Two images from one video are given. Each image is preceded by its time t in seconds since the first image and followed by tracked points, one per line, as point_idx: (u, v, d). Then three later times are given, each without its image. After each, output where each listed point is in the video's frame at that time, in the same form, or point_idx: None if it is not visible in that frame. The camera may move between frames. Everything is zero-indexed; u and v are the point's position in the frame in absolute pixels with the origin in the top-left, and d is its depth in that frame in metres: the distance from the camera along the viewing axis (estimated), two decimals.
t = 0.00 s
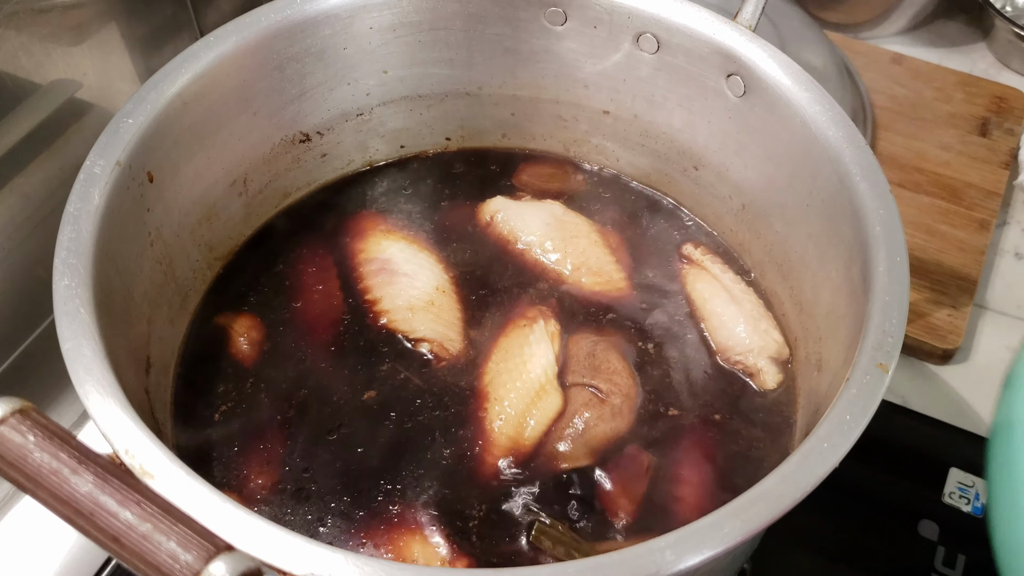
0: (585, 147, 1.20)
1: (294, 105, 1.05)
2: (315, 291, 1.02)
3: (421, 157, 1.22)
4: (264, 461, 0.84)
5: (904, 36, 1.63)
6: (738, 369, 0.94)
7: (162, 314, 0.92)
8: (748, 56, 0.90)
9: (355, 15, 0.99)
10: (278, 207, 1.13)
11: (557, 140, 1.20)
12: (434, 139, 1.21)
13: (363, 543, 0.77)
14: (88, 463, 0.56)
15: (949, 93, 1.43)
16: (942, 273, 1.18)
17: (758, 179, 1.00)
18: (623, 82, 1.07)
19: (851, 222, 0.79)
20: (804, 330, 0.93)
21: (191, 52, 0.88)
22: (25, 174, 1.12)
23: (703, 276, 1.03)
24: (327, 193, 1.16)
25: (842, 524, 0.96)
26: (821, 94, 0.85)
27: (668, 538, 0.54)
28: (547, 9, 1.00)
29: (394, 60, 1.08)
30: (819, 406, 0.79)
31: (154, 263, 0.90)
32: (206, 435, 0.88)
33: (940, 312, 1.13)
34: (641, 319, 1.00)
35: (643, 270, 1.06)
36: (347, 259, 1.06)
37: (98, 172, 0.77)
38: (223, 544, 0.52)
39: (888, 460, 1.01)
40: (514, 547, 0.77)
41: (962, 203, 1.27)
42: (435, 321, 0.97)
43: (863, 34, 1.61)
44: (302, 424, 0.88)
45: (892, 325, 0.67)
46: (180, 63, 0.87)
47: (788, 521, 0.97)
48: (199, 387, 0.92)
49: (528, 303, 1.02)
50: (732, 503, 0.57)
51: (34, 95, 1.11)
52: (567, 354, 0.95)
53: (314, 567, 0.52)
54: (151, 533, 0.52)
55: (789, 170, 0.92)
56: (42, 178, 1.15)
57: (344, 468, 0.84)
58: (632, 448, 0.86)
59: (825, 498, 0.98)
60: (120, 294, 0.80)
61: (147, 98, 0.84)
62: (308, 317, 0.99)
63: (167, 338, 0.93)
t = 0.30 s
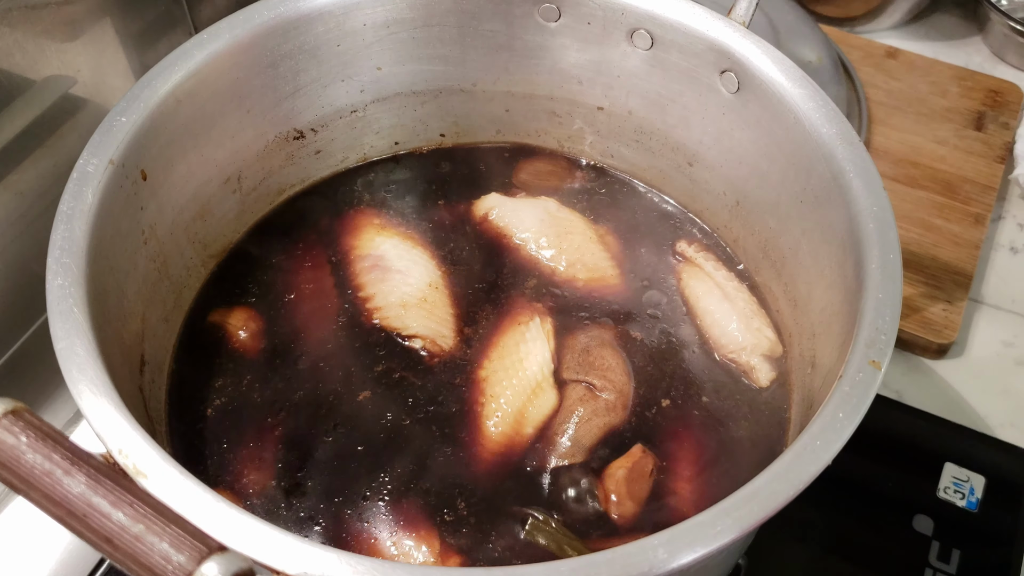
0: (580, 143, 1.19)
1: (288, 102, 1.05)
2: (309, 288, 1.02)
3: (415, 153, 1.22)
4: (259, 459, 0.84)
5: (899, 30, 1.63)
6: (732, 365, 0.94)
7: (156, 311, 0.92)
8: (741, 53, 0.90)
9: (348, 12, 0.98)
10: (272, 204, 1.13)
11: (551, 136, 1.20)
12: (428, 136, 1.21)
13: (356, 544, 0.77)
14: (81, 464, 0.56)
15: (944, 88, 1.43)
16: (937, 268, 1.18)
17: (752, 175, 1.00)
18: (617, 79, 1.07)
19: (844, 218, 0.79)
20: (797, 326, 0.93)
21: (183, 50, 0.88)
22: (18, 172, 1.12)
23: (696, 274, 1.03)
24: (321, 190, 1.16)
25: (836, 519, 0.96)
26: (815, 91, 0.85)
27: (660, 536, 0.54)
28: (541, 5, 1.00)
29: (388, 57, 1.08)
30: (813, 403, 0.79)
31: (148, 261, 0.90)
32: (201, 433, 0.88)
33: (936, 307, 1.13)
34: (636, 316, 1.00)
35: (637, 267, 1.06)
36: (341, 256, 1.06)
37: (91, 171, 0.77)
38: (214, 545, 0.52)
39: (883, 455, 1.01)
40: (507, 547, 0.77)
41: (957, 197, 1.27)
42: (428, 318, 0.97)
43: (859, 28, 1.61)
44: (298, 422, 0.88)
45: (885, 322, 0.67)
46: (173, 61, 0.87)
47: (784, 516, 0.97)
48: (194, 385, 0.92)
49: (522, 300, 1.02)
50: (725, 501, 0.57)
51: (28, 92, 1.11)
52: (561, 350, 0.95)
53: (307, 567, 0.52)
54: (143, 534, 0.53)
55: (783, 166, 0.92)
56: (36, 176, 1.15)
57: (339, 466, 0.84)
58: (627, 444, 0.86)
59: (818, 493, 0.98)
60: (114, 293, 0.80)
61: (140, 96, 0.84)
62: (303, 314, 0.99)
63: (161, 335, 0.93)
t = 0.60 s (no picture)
0: (579, 141, 1.19)
1: (286, 100, 1.04)
2: (307, 286, 1.01)
3: (414, 151, 1.21)
4: (256, 459, 0.84)
5: (900, 26, 1.63)
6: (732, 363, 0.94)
7: (153, 310, 0.92)
8: (742, 49, 0.89)
9: (346, 9, 0.98)
10: (270, 202, 1.13)
11: (551, 134, 1.20)
12: (427, 133, 1.20)
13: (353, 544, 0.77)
14: (76, 465, 0.56)
15: (946, 84, 1.43)
16: (938, 265, 1.18)
17: (752, 172, 0.99)
18: (617, 76, 1.06)
19: (845, 216, 0.79)
20: (798, 324, 0.92)
21: (180, 47, 0.87)
22: (16, 169, 1.11)
23: (695, 273, 1.02)
24: (320, 188, 1.16)
25: (837, 518, 0.96)
26: (816, 88, 0.84)
27: (660, 537, 0.54)
28: (540, 2, 0.99)
29: (386, 54, 1.07)
30: (814, 401, 0.78)
31: (145, 260, 0.90)
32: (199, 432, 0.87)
33: (937, 304, 1.13)
34: (636, 314, 0.99)
35: (636, 265, 1.06)
36: (339, 254, 1.06)
37: (87, 169, 0.76)
38: (210, 547, 0.53)
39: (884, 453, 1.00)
40: (505, 547, 0.77)
41: (959, 194, 1.27)
42: (426, 318, 0.97)
43: (860, 24, 1.61)
44: (295, 421, 0.88)
45: (886, 321, 0.67)
46: (170, 58, 0.86)
47: (784, 515, 0.96)
48: (192, 384, 0.92)
49: (521, 298, 1.02)
50: (726, 501, 0.57)
51: (25, 90, 1.10)
52: (559, 349, 0.95)
53: (304, 567, 0.51)
54: (138, 536, 0.54)
55: (784, 163, 0.92)
56: (33, 174, 1.14)
57: (337, 465, 0.83)
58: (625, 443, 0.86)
59: (819, 491, 0.98)
60: (110, 292, 0.80)
61: (136, 94, 0.83)
62: (301, 313, 0.98)
63: (159, 334, 0.92)
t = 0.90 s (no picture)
0: (581, 142, 1.19)
1: (289, 102, 1.05)
2: (311, 288, 1.01)
3: (416, 153, 1.22)
4: (261, 459, 0.84)
5: (902, 26, 1.63)
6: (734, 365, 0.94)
7: (158, 312, 0.92)
8: (745, 52, 0.89)
9: (349, 11, 0.98)
10: (273, 203, 1.13)
11: (554, 135, 1.20)
12: (430, 135, 1.21)
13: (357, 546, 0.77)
14: (83, 469, 0.57)
15: (948, 84, 1.43)
16: (940, 265, 1.18)
17: (755, 174, 0.99)
18: (619, 77, 1.06)
19: (848, 219, 0.79)
20: (800, 326, 0.92)
21: (185, 50, 0.88)
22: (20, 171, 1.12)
23: (699, 275, 1.03)
24: (323, 189, 1.16)
25: (839, 518, 0.96)
26: (818, 90, 0.85)
27: (663, 540, 0.54)
28: (543, 4, 1.00)
29: (389, 56, 1.07)
30: (816, 403, 0.78)
31: (149, 262, 0.90)
32: (203, 432, 0.88)
33: (939, 305, 1.13)
34: (639, 315, 1.00)
35: (639, 266, 1.06)
36: (342, 255, 1.06)
37: (93, 172, 0.77)
38: (217, 551, 0.53)
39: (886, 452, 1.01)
40: (510, 548, 0.77)
41: (960, 194, 1.27)
42: (430, 319, 0.97)
43: (861, 24, 1.61)
44: (300, 422, 0.88)
45: (888, 324, 0.67)
46: (174, 61, 0.86)
47: (786, 516, 0.97)
48: (196, 385, 0.93)
49: (524, 300, 1.02)
50: (729, 504, 0.57)
51: (29, 92, 1.11)
52: (562, 350, 0.95)
53: (310, 570, 0.52)
54: (145, 540, 0.54)
55: (786, 166, 0.92)
56: (38, 175, 1.14)
57: (341, 465, 0.84)
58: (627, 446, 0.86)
59: (821, 491, 0.98)
60: (115, 295, 0.80)
61: (141, 96, 0.83)
62: (305, 314, 0.98)
63: (163, 335, 0.93)
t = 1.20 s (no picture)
0: (584, 138, 1.20)
1: (294, 98, 1.05)
2: (316, 284, 1.02)
3: (421, 149, 1.22)
4: (267, 452, 0.85)
5: (904, 22, 1.63)
6: (736, 360, 0.95)
7: (165, 307, 0.93)
8: (747, 49, 0.90)
9: (354, 8, 0.98)
10: (278, 199, 1.13)
11: (557, 131, 1.20)
12: (434, 131, 1.21)
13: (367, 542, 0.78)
14: (95, 462, 0.57)
15: (950, 80, 1.43)
16: (941, 261, 1.18)
17: (757, 170, 1.00)
18: (623, 74, 1.07)
19: (849, 215, 0.79)
20: (802, 321, 0.93)
21: (191, 47, 0.88)
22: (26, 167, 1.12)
23: (700, 271, 1.04)
24: (328, 186, 1.17)
25: (840, 512, 0.97)
26: (820, 87, 0.85)
27: (666, 533, 0.55)
28: (547, 1, 1.00)
29: (393, 53, 1.08)
30: (818, 398, 0.79)
31: (156, 257, 0.91)
32: (208, 426, 0.88)
33: (940, 300, 1.14)
34: (641, 310, 1.00)
35: (641, 262, 1.07)
36: (347, 250, 1.07)
37: (100, 168, 0.77)
38: (227, 543, 0.52)
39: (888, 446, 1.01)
40: (514, 541, 0.78)
41: (962, 190, 1.27)
42: (435, 314, 0.98)
43: (864, 20, 1.61)
44: (306, 415, 0.89)
45: (889, 319, 0.68)
46: (180, 58, 0.87)
47: (786, 509, 0.97)
48: (202, 379, 0.93)
49: (527, 296, 1.02)
50: (730, 497, 0.58)
51: (35, 88, 1.11)
52: (565, 345, 0.96)
53: (317, 562, 0.52)
54: (156, 532, 0.53)
55: (788, 162, 0.92)
56: (43, 170, 1.15)
57: (346, 458, 0.85)
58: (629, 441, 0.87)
59: (821, 485, 0.99)
60: (123, 290, 0.81)
61: (147, 92, 0.84)
62: (310, 309, 0.99)
63: (170, 330, 0.93)
